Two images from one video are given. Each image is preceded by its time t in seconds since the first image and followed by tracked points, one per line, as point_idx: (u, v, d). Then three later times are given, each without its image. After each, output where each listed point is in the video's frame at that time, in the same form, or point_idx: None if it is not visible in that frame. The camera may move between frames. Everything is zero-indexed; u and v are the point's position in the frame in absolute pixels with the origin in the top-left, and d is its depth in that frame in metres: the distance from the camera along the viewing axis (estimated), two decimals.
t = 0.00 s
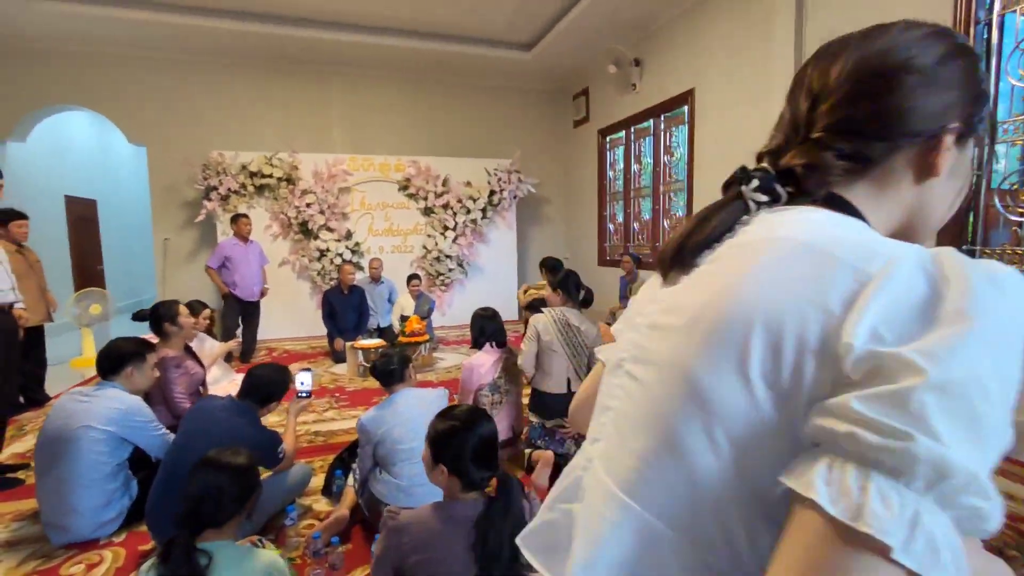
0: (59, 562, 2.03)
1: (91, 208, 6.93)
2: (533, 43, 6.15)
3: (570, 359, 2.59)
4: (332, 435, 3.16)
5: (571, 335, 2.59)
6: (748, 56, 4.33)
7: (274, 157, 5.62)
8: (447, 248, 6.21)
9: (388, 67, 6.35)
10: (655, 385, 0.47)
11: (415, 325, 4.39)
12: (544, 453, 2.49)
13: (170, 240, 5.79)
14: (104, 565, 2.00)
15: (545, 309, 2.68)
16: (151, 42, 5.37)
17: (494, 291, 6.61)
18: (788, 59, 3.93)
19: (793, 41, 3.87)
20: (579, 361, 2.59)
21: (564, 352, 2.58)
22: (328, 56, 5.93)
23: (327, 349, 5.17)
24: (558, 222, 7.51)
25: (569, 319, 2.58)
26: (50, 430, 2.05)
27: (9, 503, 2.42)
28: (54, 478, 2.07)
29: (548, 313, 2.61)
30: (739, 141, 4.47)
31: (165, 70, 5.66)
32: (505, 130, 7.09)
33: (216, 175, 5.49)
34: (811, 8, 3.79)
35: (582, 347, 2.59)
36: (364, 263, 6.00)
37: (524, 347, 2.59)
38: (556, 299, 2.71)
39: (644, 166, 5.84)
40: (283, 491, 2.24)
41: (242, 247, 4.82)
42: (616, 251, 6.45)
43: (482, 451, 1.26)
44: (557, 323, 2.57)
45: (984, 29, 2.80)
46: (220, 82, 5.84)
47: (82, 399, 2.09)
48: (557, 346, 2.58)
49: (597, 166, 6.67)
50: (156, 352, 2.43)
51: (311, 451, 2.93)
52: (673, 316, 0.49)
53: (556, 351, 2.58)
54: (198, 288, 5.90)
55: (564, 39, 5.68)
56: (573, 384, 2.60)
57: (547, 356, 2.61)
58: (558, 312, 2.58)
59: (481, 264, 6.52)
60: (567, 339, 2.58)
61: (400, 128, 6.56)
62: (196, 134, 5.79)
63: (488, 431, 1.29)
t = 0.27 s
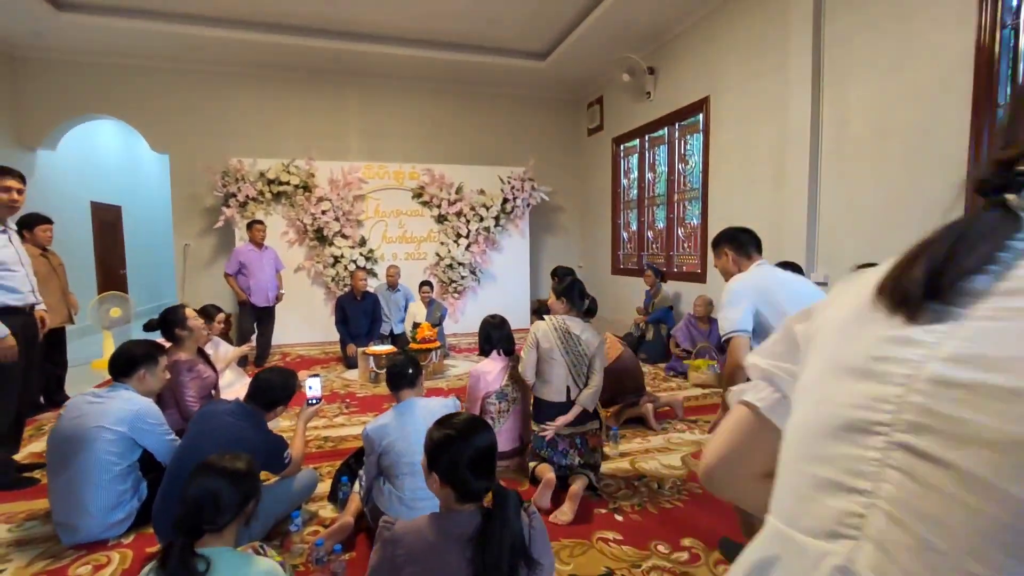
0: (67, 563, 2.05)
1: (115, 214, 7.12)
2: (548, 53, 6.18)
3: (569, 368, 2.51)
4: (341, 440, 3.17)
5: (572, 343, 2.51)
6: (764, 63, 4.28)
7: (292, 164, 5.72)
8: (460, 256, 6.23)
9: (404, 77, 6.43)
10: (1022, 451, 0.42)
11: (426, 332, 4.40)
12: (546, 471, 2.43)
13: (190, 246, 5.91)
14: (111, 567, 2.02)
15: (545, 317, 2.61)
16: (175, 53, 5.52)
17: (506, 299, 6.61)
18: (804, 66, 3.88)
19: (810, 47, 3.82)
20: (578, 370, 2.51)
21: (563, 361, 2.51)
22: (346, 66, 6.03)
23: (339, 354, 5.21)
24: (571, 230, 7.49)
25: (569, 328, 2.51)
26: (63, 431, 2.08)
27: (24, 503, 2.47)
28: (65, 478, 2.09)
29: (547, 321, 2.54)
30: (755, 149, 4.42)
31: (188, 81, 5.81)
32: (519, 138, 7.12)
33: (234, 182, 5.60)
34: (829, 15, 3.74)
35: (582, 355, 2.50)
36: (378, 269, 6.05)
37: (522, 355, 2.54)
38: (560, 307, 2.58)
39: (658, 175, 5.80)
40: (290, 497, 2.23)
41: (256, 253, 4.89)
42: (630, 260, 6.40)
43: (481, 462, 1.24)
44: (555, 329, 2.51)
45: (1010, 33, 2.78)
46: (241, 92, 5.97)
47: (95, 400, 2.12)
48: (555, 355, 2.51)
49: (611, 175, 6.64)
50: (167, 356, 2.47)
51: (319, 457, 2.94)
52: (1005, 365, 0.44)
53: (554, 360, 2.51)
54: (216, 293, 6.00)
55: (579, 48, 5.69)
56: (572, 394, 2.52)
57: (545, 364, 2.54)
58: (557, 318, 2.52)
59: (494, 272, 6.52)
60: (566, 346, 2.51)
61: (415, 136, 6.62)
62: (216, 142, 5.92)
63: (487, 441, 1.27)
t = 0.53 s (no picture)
0: (89, 561, 2.10)
1: (143, 223, 7.35)
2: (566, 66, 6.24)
3: (570, 376, 2.49)
4: (356, 447, 3.19)
5: (574, 353, 2.50)
6: (785, 76, 4.27)
7: (313, 175, 5.85)
8: (476, 266, 6.26)
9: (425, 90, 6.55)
10: None
11: (442, 341, 4.42)
12: (553, 484, 2.39)
13: (214, 253, 6.06)
14: (131, 566, 2.06)
15: (547, 327, 2.62)
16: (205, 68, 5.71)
17: (522, 310, 6.62)
18: (825, 79, 3.85)
19: (831, 61, 3.79)
20: (580, 379, 2.48)
21: (565, 370, 2.49)
22: (368, 80, 6.17)
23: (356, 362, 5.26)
24: (587, 242, 7.49)
25: (570, 337, 2.51)
26: (89, 433, 2.13)
27: (50, 501, 2.54)
28: (90, 477, 2.14)
29: (549, 331, 2.55)
30: (775, 162, 4.39)
31: (216, 94, 6.00)
32: (536, 151, 7.17)
33: (258, 192, 5.74)
34: (850, 29, 3.73)
35: (583, 364, 2.49)
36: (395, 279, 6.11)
37: (524, 366, 2.54)
38: (560, 316, 2.59)
39: (676, 187, 5.78)
40: (305, 503, 2.25)
41: (276, 261, 4.98)
42: (647, 272, 6.37)
43: (495, 469, 1.24)
44: (556, 339, 2.51)
45: None
46: (267, 105, 6.14)
47: (122, 402, 2.18)
48: (557, 364, 2.50)
49: (628, 187, 6.64)
50: (189, 360, 2.53)
51: (334, 463, 2.96)
52: None
53: (556, 369, 2.50)
54: (237, 300, 6.13)
55: (597, 62, 5.74)
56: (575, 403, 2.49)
57: (548, 374, 2.52)
58: (558, 327, 2.53)
59: (510, 283, 6.54)
60: (567, 356, 2.50)
61: (434, 148, 6.72)
62: (241, 153, 6.09)
63: (504, 451, 1.28)
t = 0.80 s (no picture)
0: (106, 559, 2.10)
1: (168, 228, 7.51)
2: (585, 74, 6.23)
3: (589, 384, 2.47)
4: (371, 452, 3.17)
5: (592, 359, 2.48)
6: (809, 81, 4.19)
7: (333, 182, 5.91)
8: (493, 273, 6.24)
9: (444, 99, 6.60)
10: None
11: (458, 347, 4.40)
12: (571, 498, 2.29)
13: (235, 258, 6.15)
14: (146, 566, 2.05)
15: (562, 334, 2.59)
16: (231, 77, 5.85)
17: (539, 318, 6.57)
18: (851, 83, 3.77)
19: (858, 65, 3.71)
20: (599, 386, 2.47)
21: (583, 377, 2.47)
22: (388, 88, 6.24)
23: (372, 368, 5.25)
24: (606, 250, 7.42)
25: (587, 343, 2.49)
26: (111, 431, 2.14)
27: (70, 499, 2.56)
28: (109, 475, 2.15)
29: (565, 338, 2.53)
30: (799, 169, 4.30)
31: (241, 102, 6.12)
32: (554, 159, 7.16)
33: (279, 198, 5.82)
34: (877, 32, 3.64)
35: (602, 371, 2.47)
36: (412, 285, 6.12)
37: (541, 373, 2.51)
38: (574, 323, 2.59)
39: (696, 195, 5.71)
40: (319, 507, 2.23)
41: (292, 266, 5.02)
42: (666, 281, 6.27)
43: (520, 475, 1.21)
44: (572, 345, 2.49)
45: None
46: (289, 113, 6.25)
47: (143, 400, 2.18)
48: (575, 371, 2.47)
49: (647, 195, 6.58)
50: (207, 363, 2.55)
51: (349, 468, 2.94)
52: None
53: (575, 376, 2.48)
54: (257, 305, 6.21)
55: (616, 69, 5.72)
56: (595, 410, 2.47)
57: (566, 381, 2.50)
58: (574, 334, 2.51)
59: (527, 290, 6.51)
60: (585, 362, 2.48)
61: (453, 155, 6.75)
62: (263, 160, 6.20)
63: (527, 458, 1.24)
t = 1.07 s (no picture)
0: (124, 552, 2.14)
1: (187, 229, 7.65)
2: (598, 75, 6.22)
3: (623, 385, 2.52)
4: (383, 451, 3.18)
5: (626, 360, 2.52)
6: (827, 80, 4.12)
7: (347, 183, 5.97)
8: (506, 274, 6.25)
9: (457, 100, 6.63)
10: None
11: (470, 348, 4.41)
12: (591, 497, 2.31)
13: (251, 259, 6.24)
14: (162, 559, 2.08)
15: (595, 334, 2.63)
16: (249, 80, 5.94)
17: (551, 319, 6.55)
18: (870, 82, 3.70)
19: (877, 63, 3.64)
20: (633, 387, 2.52)
21: (618, 377, 2.51)
22: (402, 91, 6.29)
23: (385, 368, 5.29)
24: (619, 252, 7.39)
25: (623, 344, 2.53)
26: (130, 425, 2.18)
27: (90, 492, 2.61)
28: (128, 469, 2.19)
29: (601, 338, 2.55)
30: (816, 168, 4.23)
31: (258, 105, 6.22)
32: (567, 160, 7.15)
33: (294, 200, 5.90)
34: (897, 30, 3.58)
35: (636, 372, 2.52)
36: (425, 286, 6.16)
37: (575, 374, 2.52)
38: (606, 323, 2.62)
39: (711, 196, 5.65)
40: (331, 503, 2.25)
41: (303, 265, 5.07)
42: (680, 282, 6.22)
43: (531, 472, 1.20)
44: (608, 345, 2.53)
45: None
46: (305, 115, 6.33)
47: (159, 397, 2.22)
48: (611, 372, 2.51)
49: (661, 196, 6.53)
50: (224, 361, 2.58)
51: (360, 466, 2.96)
52: None
53: (609, 376, 2.51)
54: (273, 305, 6.29)
55: (630, 70, 5.70)
56: (628, 411, 2.52)
57: (600, 382, 2.53)
58: (610, 334, 2.55)
59: (539, 291, 6.50)
60: (620, 362, 2.52)
61: (466, 157, 6.78)
62: (279, 162, 6.29)
63: (538, 454, 1.23)
